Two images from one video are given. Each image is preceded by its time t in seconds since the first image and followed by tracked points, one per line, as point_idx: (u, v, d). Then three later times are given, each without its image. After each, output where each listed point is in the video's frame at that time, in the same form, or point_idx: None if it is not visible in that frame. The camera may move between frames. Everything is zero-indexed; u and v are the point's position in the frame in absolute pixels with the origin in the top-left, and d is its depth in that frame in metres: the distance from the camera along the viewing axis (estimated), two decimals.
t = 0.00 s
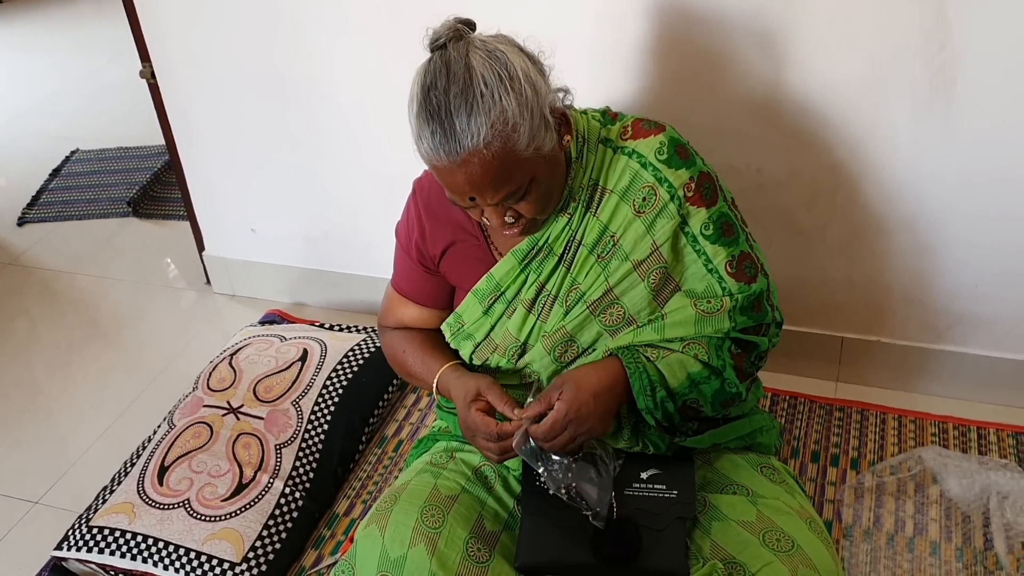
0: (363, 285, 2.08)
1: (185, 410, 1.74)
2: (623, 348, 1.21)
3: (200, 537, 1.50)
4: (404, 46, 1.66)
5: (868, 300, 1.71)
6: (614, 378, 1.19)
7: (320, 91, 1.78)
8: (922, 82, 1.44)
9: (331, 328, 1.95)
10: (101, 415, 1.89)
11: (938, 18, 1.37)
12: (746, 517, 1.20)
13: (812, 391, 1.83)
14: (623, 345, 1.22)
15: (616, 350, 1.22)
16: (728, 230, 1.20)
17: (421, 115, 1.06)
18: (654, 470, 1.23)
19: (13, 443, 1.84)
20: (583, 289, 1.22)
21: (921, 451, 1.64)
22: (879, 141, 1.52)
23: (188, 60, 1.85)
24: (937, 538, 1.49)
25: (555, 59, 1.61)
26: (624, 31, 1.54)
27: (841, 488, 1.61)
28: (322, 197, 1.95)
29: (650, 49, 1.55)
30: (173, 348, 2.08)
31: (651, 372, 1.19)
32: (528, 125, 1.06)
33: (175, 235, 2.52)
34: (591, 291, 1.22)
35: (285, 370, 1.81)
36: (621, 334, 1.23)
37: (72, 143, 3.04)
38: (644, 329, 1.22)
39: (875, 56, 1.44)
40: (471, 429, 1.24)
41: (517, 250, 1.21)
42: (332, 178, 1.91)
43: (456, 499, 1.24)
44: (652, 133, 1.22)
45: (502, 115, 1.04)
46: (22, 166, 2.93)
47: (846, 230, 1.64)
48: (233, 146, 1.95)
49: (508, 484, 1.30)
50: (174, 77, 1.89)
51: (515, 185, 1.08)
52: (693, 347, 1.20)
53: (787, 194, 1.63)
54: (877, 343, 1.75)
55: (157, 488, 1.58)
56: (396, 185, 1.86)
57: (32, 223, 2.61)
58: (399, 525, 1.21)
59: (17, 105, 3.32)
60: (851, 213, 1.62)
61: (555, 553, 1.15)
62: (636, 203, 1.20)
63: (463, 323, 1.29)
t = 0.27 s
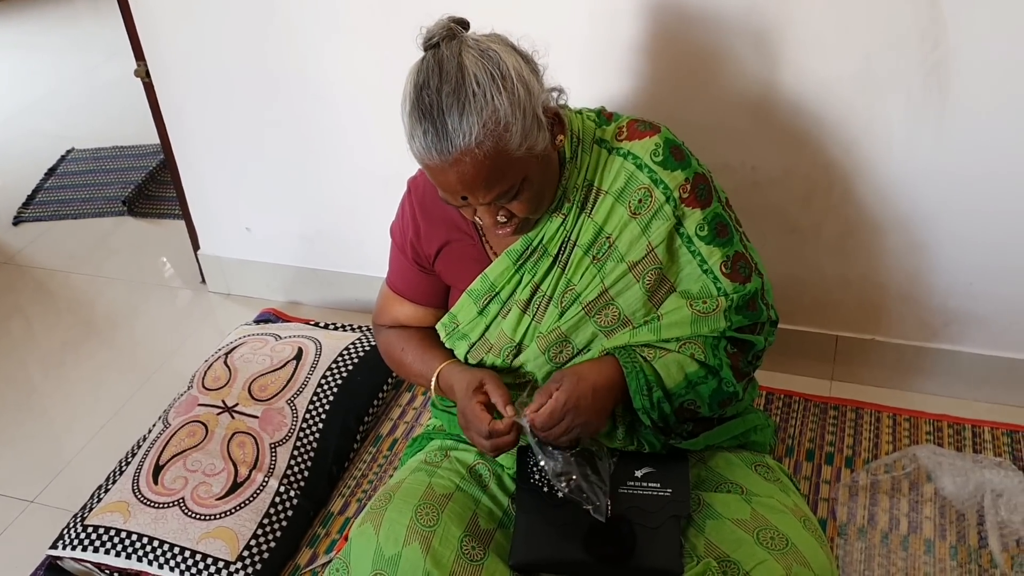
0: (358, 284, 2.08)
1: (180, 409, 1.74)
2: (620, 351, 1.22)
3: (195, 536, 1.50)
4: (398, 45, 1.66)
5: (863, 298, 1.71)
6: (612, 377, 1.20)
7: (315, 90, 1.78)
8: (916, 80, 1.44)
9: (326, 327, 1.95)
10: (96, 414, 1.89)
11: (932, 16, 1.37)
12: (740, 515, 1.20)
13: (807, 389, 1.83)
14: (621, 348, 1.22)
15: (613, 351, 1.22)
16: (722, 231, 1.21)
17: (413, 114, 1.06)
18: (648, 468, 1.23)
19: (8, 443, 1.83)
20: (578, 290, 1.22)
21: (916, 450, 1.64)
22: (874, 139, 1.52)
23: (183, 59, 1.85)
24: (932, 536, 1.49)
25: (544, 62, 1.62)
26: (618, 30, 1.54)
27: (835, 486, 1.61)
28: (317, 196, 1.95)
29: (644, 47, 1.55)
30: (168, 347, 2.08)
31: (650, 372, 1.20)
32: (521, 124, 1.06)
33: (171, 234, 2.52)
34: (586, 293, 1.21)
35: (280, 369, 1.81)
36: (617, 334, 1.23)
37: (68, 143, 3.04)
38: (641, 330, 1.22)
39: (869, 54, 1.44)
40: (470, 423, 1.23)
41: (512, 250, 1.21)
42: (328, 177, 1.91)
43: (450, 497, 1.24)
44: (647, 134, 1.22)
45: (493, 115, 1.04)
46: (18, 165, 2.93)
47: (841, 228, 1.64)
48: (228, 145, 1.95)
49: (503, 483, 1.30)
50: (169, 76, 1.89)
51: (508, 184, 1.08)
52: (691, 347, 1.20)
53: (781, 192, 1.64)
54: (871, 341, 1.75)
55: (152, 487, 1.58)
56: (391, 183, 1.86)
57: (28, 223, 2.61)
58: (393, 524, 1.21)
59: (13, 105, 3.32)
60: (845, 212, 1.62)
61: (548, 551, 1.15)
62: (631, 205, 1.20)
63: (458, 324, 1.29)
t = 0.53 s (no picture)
0: (372, 273, 2.07)
1: (194, 396, 1.74)
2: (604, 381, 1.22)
3: (208, 524, 1.51)
4: (414, 34, 1.65)
5: (879, 292, 1.71)
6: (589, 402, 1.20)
7: (330, 79, 1.78)
8: (936, 72, 1.43)
9: (340, 316, 1.95)
10: (110, 401, 1.90)
11: (954, 8, 1.36)
12: (754, 510, 1.19)
13: (822, 383, 1.82)
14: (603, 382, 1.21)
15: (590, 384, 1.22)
16: (751, 251, 1.17)
17: (466, 52, 1.07)
18: (660, 462, 1.22)
19: (22, 429, 1.84)
20: (592, 285, 1.20)
21: (930, 444, 1.63)
22: (893, 132, 1.51)
23: (198, 47, 1.84)
24: (945, 531, 1.49)
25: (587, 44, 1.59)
26: (638, 19, 1.53)
27: (849, 480, 1.60)
28: (331, 185, 1.95)
29: (664, 37, 1.53)
30: (180, 335, 2.08)
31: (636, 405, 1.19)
32: (564, 88, 1.05)
33: (184, 222, 2.52)
34: (601, 289, 1.20)
35: (294, 357, 1.81)
36: (627, 335, 1.21)
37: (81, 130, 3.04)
38: (631, 364, 1.21)
39: (890, 46, 1.42)
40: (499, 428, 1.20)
41: (536, 232, 1.20)
42: (342, 166, 1.90)
43: (462, 488, 1.24)
44: (692, 139, 1.20)
45: (540, 71, 1.03)
46: (31, 151, 2.93)
47: (858, 221, 1.63)
48: (242, 133, 1.94)
49: (515, 473, 1.30)
50: (183, 63, 1.88)
51: (536, 146, 1.07)
52: (683, 391, 1.19)
53: (799, 185, 1.63)
54: (887, 335, 1.74)
55: (165, 475, 1.58)
56: (405, 173, 1.86)
57: (41, 209, 2.61)
58: (406, 514, 1.21)
59: (26, 91, 3.32)
60: (863, 205, 1.61)
61: (563, 544, 1.14)
62: (661, 207, 1.18)
63: (474, 300, 1.28)
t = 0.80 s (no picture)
0: (374, 272, 2.07)
1: (197, 396, 1.74)
2: (591, 368, 1.19)
3: (210, 523, 1.50)
4: (417, 32, 1.65)
5: (882, 292, 1.70)
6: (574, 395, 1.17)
7: (333, 78, 1.77)
8: (940, 72, 1.42)
9: (342, 316, 1.95)
10: (113, 400, 1.90)
11: (959, 8, 1.35)
12: (756, 509, 1.19)
13: (825, 383, 1.82)
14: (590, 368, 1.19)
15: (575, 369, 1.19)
16: (726, 246, 1.16)
17: (419, 65, 1.07)
18: (660, 460, 1.22)
19: (25, 428, 1.84)
20: (569, 284, 1.20)
21: (934, 445, 1.63)
22: (896, 132, 1.50)
23: (201, 47, 1.84)
24: (949, 532, 1.49)
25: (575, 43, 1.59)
26: (641, 19, 1.52)
27: (852, 481, 1.60)
28: (334, 184, 1.94)
29: (667, 37, 1.53)
30: (183, 334, 2.08)
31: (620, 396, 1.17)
32: (518, 96, 1.04)
33: (186, 221, 2.52)
34: (577, 289, 1.19)
35: (296, 357, 1.81)
36: (608, 334, 1.20)
37: (83, 129, 3.04)
38: (616, 354, 1.19)
39: (894, 46, 1.42)
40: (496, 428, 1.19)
41: (513, 234, 1.21)
42: (345, 165, 1.90)
43: (463, 488, 1.24)
44: (665, 135, 1.19)
45: (488, 83, 1.03)
46: (34, 150, 2.93)
47: (861, 221, 1.63)
48: (245, 132, 1.94)
49: (515, 473, 1.29)
50: (185, 63, 1.88)
51: (492, 155, 1.07)
52: (667, 383, 1.17)
53: (802, 184, 1.62)
54: (890, 336, 1.74)
55: (167, 475, 1.58)
56: (408, 172, 1.86)
57: (44, 208, 2.61)
58: (408, 514, 1.20)
59: (29, 90, 3.32)
60: (866, 205, 1.60)
61: (565, 544, 1.14)
62: (634, 204, 1.17)
63: (457, 303, 1.29)
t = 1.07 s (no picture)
0: (376, 270, 2.07)
1: (199, 393, 1.74)
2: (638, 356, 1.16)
3: (212, 522, 1.50)
4: (420, 30, 1.65)
5: (885, 291, 1.70)
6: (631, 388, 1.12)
7: (336, 76, 1.77)
8: (944, 71, 1.42)
9: (344, 314, 1.95)
10: (115, 398, 1.90)
11: (962, 6, 1.35)
12: (760, 508, 1.19)
13: (828, 382, 1.82)
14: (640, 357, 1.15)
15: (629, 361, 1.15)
16: (743, 231, 1.16)
17: (423, 60, 1.07)
18: (666, 460, 1.20)
19: (27, 425, 1.84)
20: (583, 277, 1.19)
21: (937, 444, 1.63)
22: (900, 130, 1.50)
23: (204, 45, 1.84)
24: (952, 531, 1.48)
25: (579, 39, 1.58)
26: (645, 17, 1.52)
27: (855, 480, 1.60)
28: (336, 182, 1.94)
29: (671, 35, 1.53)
30: (184, 332, 2.08)
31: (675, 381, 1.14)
32: (521, 90, 1.04)
33: (188, 218, 2.51)
34: (592, 282, 1.19)
35: (298, 355, 1.81)
36: (626, 326, 1.20)
37: (85, 126, 3.03)
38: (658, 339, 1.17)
39: (898, 45, 1.42)
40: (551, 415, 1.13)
41: (521, 228, 1.21)
42: (348, 163, 1.90)
43: (467, 486, 1.23)
44: (671, 126, 1.20)
45: (492, 77, 1.03)
46: (35, 147, 2.92)
47: (865, 220, 1.62)
48: (247, 130, 1.94)
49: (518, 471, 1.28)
50: (187, 61, 1.88)
51: (496, 149, 1.07)
52: (712, 366, 1.15)
53: (806, 183, 1.62)
54: (893, 334, 1.74)
55: (169, 472, 1.58)
56: (410, 170, 1.86)
57: (46, 205, 2.61)
58: (411, 511, 1.20)
59: (31, 87, 3.32)
60: (870, 204, 1.60)
61: (569, 543, 1.13)
62: (646, 196, 1.18)
63: (464, 300, 1.28)
